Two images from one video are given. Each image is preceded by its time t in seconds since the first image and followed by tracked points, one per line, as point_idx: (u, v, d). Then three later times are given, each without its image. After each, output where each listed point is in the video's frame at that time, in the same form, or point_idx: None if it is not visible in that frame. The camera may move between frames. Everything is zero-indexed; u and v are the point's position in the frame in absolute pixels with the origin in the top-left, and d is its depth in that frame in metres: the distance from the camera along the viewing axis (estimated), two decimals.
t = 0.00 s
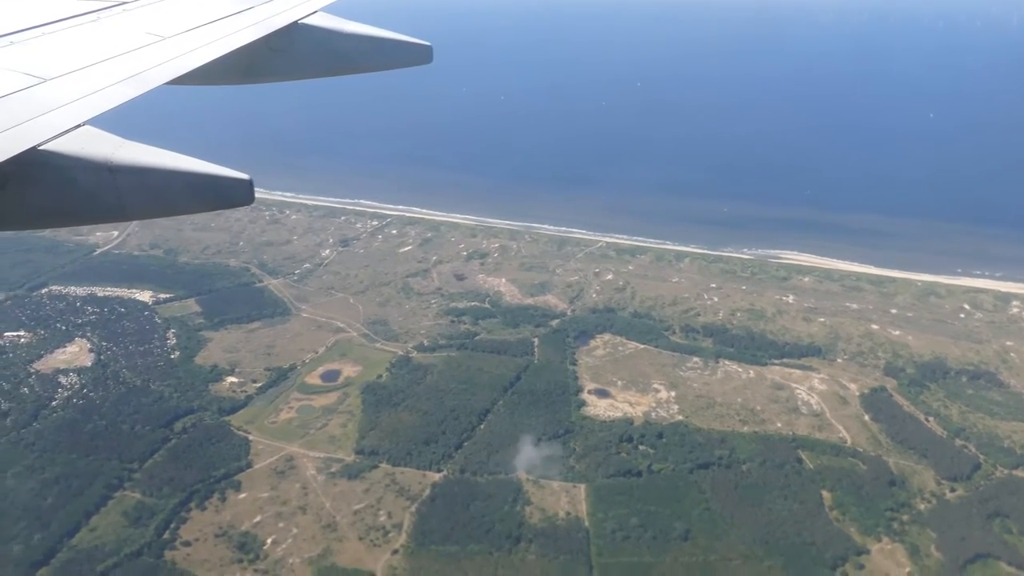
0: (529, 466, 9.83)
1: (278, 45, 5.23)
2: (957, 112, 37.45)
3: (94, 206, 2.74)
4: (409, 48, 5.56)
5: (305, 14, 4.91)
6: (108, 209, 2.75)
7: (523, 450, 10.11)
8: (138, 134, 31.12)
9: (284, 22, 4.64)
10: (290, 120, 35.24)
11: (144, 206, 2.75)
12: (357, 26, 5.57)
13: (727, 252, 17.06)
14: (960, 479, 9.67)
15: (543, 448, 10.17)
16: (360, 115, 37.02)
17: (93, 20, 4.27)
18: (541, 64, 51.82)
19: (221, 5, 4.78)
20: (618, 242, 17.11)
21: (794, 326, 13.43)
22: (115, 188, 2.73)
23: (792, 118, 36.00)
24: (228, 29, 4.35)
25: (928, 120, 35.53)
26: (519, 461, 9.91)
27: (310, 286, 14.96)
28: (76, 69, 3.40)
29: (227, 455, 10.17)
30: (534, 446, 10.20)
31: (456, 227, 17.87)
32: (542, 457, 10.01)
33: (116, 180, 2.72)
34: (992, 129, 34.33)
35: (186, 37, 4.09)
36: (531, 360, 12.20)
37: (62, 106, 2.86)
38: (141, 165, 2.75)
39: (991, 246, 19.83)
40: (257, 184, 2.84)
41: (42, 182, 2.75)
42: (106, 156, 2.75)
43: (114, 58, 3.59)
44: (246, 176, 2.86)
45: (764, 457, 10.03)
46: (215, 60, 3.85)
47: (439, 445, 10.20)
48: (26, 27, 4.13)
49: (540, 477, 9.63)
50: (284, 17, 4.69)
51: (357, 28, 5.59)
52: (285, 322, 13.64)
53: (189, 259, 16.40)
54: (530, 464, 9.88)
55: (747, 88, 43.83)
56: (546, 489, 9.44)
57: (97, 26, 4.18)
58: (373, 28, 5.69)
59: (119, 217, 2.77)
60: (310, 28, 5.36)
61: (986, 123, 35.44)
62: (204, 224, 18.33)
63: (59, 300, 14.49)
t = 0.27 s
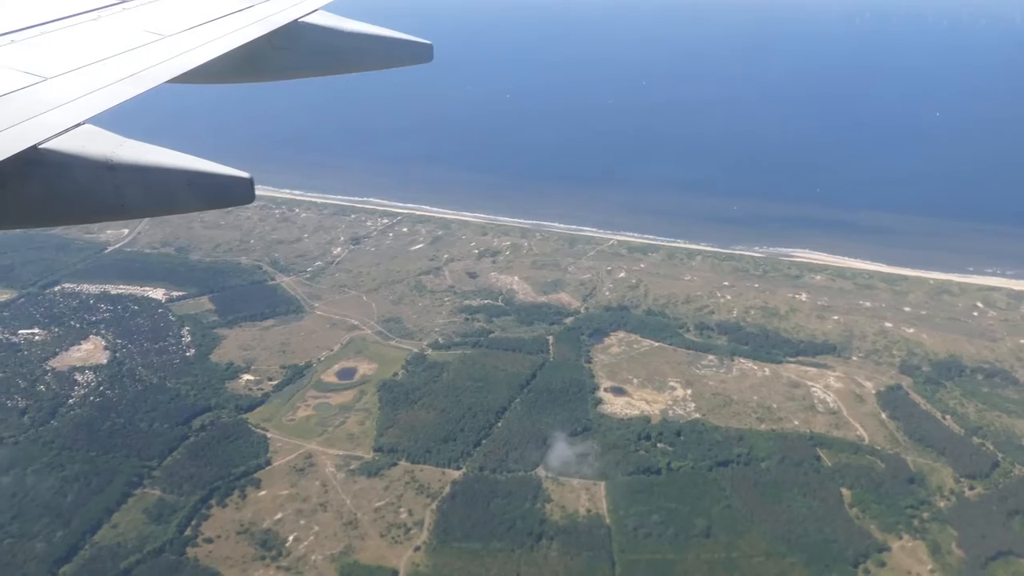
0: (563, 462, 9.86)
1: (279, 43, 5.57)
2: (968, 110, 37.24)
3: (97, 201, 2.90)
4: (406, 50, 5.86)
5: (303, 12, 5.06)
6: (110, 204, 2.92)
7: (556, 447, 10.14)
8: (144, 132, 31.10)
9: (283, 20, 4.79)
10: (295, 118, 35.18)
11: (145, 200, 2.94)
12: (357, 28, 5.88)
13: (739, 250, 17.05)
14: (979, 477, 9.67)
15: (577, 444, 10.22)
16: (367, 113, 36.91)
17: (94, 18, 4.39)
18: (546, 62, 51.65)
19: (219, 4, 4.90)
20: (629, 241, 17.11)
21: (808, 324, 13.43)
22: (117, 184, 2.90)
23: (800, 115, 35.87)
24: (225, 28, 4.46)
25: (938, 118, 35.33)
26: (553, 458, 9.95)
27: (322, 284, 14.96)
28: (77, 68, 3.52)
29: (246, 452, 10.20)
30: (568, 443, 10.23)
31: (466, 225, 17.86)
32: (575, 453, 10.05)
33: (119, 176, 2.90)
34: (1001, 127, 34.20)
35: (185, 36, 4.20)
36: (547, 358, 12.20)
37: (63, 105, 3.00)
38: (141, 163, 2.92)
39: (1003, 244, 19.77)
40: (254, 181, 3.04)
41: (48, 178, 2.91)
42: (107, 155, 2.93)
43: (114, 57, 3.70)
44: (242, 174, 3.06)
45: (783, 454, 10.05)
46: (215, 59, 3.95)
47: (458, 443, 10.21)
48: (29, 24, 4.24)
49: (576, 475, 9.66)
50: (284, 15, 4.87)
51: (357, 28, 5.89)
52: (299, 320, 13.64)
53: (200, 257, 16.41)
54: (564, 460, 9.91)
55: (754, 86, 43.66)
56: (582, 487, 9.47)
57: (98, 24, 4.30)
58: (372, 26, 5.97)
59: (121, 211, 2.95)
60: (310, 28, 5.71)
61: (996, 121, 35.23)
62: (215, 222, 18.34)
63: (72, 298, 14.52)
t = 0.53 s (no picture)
0: (593, 458, 9.90)
1: (279, 42, 5.38)
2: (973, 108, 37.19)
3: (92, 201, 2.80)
4: (407, 47, 5.67)
5: (301, 13, 4.99)
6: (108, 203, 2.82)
7: (585, 443, 10.17)
8: (149, 130, 31.08)
9: (282, 19, 4.74)
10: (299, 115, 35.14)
11: (144, 199, 2.84)
12: (356, 25, 5.68)
13: (748, 248, 17.06)
14: (995, 475, 9.66)
15: (607, 440, 10.25)
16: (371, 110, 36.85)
17: (93, 17, 4.30)
18: (549, 60, 51.60)
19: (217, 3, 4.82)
20: (638, 239, 17.11)
21: (820, 321, 13.43)
22: (117, 184, 2.81)
23: (805, 113, 35.85)
24: (224, 28, 4.38)
25: (944, 116, 35.27)
26: (583, 454, 9.97)
27: (333, 282, 14.95)
28: (77, 66, 3.43)
29: (262, 449, 10.22)
30: (597, 440, 10.26)
31: (475, 223, 17.85)
32: (605, 450, 10.07)
33: (118, 176, 2.81)
34: (1006, 125, 34.18)
35: (186, 35, 4.12)
36: (560, 356, 12.21)
37: (63, 104, 2.92)
38: (143, 162, 2.84)
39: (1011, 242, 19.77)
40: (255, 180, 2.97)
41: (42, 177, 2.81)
42: (107, 154, 2.85)
43: (116, 56, 3.63)
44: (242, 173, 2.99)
45: (799, 452, 10.06)
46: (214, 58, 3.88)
47: (474, 440, 10.22)
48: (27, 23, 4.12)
49: (607, 471, 9.69)
50: (283, 14, 4.82)
51: (357, 25, 5.70)
52: (311, 318, 13.64)
53: (210, 255, 16.40)
54: (594, 457, 9.94)
55: (758, 84, 43.62)
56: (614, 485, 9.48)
57: (97, 23, 4.20)
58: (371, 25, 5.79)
59: (120, 210, 2.85)
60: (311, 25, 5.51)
61: (1001, 119, 35.22)
62: (223, 220, 18.33)
63: (83, 296, 14.52)
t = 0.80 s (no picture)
0: (625, 454, 9.91)
1: (279, 40, 5.23)
2: (979, 105, 37.17)
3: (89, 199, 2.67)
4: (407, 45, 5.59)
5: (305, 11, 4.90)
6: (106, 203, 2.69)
7: (618, 439, 10.19)
8: (156, 128, 31.10)
9: (285, 17, 4.66)
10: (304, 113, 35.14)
11: (144, 199, 2.70)
12: (357, 23, 5.58)
13: (759, 246, 17.08)
14: (1015, 471, 9.66)
15: (638, 437, 10.25)
16: (376, 108, 36.84)
17: (94, 15, 4.22)
18: (553, 58, 51.59)
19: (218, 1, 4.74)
20: (649, 237, 17.13)
21: (833, 319, 13.45)
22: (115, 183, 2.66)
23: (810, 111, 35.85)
24: (226, 26, 4.30)
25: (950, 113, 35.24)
26: (615, 451, 9.97)
27: (346, 280, 14.97)
28: (77, 64, 3.36)
29: (281, 447, 10.23)
30: (629, 437, 10.26)
31: (486, 221, 17.87)
32: (637, 446, 10.08)
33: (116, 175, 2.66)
34: (1012, 122, 34.15)
35: (187, 34, 4.04)
36: (575, 353, 12.22)
37: (63, 102, 2.82)
38: (142, 161, 2.69)
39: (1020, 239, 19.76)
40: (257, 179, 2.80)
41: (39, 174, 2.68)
42: (106, 153, 2.68)
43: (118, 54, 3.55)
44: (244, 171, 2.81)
45: (817, 448, 10.07)
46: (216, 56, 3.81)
47: (492, 437, 10.23)
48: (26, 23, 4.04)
49: (639, 467, 9.71)
50: (285, 13, 4.72)
51: (357, 23, 5.61)
52: (326, 316, 13.66)
53: (222, 253, 16.42)
54: (627, 453, 9.95)
55: (763, 81, 43.58)
56: (647, 482, 9.47)
57: (98, 21, 4.12)
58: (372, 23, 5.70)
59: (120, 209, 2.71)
60: (311, 25, 5.36)
61: (1007, 116, 35.17)
62: (234, 218, 18.34)
63: (96, 294, 14.53)
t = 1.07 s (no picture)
0: (666, 447, 9.90)
1: (273, 35, 5.24)
2: (983, 90, 37.00)
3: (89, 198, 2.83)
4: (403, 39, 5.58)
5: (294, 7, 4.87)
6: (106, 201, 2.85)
7: (655, 431, 10.19)
8: (157, 131, 30.98)
9: (277, 12, 4.65)
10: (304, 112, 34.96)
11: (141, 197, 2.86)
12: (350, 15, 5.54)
13: (770, 235, 17.06)
14: None
15: (676, 428, 10.25)
16: (376, 106, 36.67)
17: (87, 13, 4.19)
18: (552, 52, 51.36)
19: None
20: (659, 228, 17.08)
21: (848, 305, 13.44)
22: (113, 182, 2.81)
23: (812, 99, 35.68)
24: (218, 23, 4.29)
25: (954, 99, 35.09)
26: (653, 443, 9.97)
27: (358, 280, 14.95)
28: (71, 65, 3.36)
29: (304, 447, 10.25)
30: (666, 428, 10.26)
31: (495, 217, 17.84)
32: (676, 437, 10.08)
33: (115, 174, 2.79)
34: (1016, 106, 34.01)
35: (179, 31, 4.04)
36: (593, 346, 12.21)
37: (60, 102, 2.90)
38: (139, 159, 2.84)
39: None
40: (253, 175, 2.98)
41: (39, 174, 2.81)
42: (102, 153, 2.82)
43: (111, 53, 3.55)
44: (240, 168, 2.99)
45: (840, 435, 10.09)
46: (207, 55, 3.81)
47: (515, 432, 10.23)
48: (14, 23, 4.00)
49: (678, 457, 9.72)
50: (277, 8, 4.70)
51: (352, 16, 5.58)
52: (340, 315, 13.64)
53: (232, 256, 16.40)
54: (666, 444, 9.95)
55: (763, 70, 43.41)
56: (688, 472, 9.49)
57: (91, 20, 4.10)
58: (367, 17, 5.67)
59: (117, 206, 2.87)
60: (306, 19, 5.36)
61: (1010, 100, 35.03)
62: (241, 220, 18.31)
63: (109, 299, 14.53)
